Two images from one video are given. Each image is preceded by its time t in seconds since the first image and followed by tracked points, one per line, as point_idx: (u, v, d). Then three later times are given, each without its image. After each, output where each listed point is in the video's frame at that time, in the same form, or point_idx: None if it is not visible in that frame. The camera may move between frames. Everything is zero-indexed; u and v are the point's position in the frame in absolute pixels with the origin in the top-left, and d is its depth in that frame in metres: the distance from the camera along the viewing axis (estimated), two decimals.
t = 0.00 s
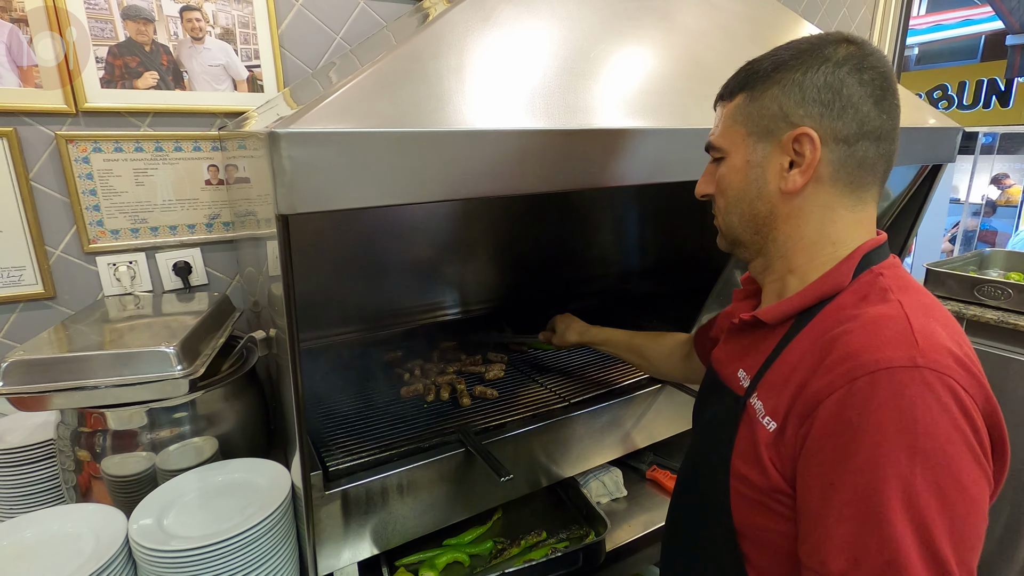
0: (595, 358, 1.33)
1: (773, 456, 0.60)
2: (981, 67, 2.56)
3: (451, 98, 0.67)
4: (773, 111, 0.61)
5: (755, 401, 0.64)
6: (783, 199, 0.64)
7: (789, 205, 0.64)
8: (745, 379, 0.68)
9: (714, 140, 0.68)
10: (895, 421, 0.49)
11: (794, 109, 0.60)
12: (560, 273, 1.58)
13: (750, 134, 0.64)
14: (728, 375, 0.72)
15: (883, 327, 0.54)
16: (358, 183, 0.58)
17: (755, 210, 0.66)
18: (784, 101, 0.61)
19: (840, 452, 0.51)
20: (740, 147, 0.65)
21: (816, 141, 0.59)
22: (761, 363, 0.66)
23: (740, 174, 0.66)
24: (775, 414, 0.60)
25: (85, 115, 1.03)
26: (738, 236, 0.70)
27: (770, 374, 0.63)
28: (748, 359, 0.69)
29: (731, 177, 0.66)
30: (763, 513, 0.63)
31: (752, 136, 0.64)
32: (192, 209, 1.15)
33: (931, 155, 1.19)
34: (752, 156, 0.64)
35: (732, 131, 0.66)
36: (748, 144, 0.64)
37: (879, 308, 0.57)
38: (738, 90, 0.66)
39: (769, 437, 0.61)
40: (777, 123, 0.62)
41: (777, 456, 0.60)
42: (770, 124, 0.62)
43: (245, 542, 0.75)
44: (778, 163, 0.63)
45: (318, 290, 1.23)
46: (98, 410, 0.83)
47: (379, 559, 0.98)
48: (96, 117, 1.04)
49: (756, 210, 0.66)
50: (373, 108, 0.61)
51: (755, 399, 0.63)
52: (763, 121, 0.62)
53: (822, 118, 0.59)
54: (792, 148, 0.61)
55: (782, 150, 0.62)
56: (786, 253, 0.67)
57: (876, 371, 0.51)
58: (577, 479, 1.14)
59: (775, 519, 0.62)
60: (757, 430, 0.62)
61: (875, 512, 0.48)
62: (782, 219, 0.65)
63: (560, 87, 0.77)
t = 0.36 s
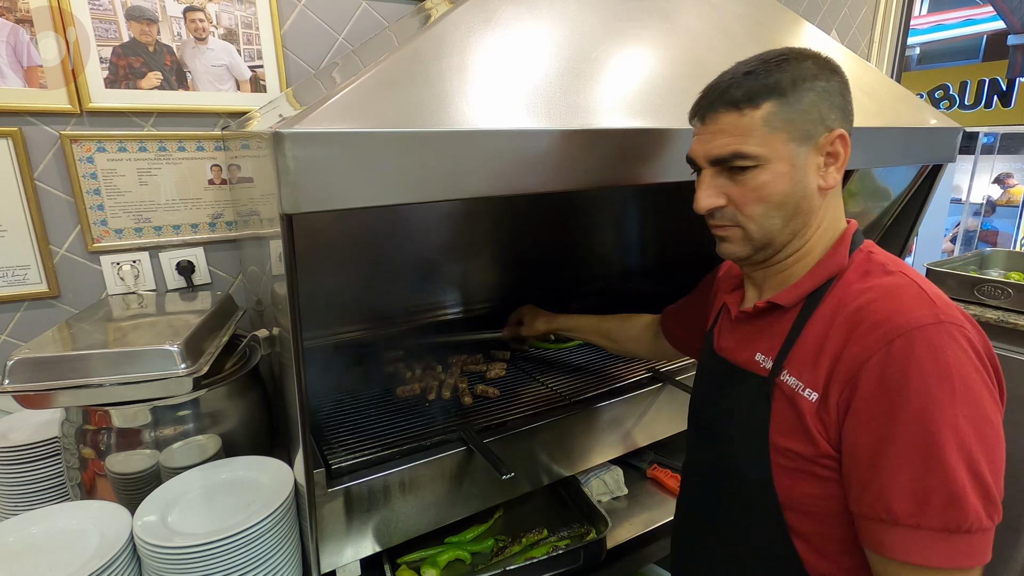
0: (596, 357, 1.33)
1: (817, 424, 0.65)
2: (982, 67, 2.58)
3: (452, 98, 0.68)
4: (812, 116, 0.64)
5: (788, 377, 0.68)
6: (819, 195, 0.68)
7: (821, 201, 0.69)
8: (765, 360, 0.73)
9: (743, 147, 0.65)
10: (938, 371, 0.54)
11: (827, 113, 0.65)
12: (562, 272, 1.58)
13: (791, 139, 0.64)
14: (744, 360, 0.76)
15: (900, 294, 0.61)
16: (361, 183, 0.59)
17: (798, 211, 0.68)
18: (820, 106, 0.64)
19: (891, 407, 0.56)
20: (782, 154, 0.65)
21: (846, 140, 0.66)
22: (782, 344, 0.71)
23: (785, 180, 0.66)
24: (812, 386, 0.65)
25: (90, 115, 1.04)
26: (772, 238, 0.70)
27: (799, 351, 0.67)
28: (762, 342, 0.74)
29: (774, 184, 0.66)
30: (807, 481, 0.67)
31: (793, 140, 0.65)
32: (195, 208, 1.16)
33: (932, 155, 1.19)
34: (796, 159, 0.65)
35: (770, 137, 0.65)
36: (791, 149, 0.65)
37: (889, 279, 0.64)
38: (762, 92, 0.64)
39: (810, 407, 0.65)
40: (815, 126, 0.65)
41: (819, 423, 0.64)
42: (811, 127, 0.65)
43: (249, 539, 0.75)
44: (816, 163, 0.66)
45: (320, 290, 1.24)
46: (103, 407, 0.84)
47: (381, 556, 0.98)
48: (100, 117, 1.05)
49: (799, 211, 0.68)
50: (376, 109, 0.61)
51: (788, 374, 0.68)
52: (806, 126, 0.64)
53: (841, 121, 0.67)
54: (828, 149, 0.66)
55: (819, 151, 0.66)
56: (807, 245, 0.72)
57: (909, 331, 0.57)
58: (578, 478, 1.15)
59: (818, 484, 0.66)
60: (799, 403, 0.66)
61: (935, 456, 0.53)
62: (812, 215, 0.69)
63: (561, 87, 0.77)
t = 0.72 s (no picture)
0: (595, 354, 1.33)
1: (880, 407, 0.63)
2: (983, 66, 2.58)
3: (452, 93, 0.68)
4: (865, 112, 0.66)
5: (838, 363, 0.66)
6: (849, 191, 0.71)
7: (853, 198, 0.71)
8: (799, 352, 0.70)
9: (843, 139, 0.61)
10: (1005, 330, 0.56)
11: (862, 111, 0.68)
12: (562, 270, 1.58)
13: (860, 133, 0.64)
14: (775, 355, 0.72)
15: (932, 266, 0.63)
16: (360, 177, 0.59)
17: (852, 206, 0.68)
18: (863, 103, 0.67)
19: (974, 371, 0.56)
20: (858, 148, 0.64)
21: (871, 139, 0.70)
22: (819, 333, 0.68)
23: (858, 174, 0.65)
24: (872, 367, 0.63)
25: (89, 112, 1.04)
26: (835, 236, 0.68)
27: (844, 336, 0.66)
28: (791, 334, 0.71)
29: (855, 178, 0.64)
30: (872, 466, 0.65)
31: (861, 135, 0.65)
32: (195, 205, 1.16)
33: (932, 152, 1.19)
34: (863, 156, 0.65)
35: (859, 131, 0.63)
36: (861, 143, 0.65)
37: (914, 255, 0.66)
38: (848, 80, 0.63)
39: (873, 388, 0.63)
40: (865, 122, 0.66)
41: (885, 404, 0.63)
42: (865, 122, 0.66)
43: (248, 535, 0.75)
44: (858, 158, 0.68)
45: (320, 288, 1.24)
46: (102, 404, 0.84)
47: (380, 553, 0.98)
48: (100, 114, 1.05)
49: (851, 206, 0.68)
50: (374, 103, 0.61)
51: (838, 362, 0.66)
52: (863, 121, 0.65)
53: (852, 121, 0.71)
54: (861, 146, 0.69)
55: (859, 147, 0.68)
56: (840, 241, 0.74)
57: (963, 298, 0.59)
58: (577, 475, 1.15)
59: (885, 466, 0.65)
60: (858, 389, 0.64)
61: None
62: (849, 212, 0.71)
63: (561, 83, 0.77)
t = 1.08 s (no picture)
0: (592, 353, 1.34)
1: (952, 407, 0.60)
2: (982, 66, 2.56)
3: (446, 95, 0.68)
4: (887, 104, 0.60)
5: (896, 366, 0.63)
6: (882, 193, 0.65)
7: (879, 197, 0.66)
8: (847, 357, 0.67)
9: (835, 141, 0.58)
10: None
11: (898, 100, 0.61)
12: (559, 270, 1.59)
13: (872, 131, 0.59)
14: (815, 360, 0.69)
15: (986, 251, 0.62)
16: (355, 178, 0.59)
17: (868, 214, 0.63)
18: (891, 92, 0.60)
19: None
20: (867, 150, 0.59)
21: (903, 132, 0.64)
22: (870, 335, 0.65)
23: (866, 180, 0.60)
24: (942, 367, 0.61)
25: (88, 113, 1.04)
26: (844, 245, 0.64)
27: (902, 336, 0.63)
28: (834, 339, 0.68)
29: (862, 183, 0.60)
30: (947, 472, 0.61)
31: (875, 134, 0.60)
32: (193, 206, 1.16)
33: (925, 153, 1.20)
34: (877, 156, 0.60)
35: (863, 132, 0.59)
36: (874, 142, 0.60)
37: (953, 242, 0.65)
38: (852, 74, 0.58)
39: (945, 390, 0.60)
40: (887, 116, 0.60)
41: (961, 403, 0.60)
42: (885, 116, 0.60)
43: (244, 533, 0.76)
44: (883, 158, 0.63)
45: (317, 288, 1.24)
46: (100, 402, 0.85)
47: (377, 551, 0.99)
48: (99, 115, 1.05)
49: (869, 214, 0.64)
50: (369, 105, 0.62)
51: (897, 364, 0.63)
52: (881, 116, 0.60)
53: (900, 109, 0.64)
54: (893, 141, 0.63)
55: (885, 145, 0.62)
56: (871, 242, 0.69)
57: None
58: (572, 474, 1.15)
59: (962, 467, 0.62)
60: (927, 390, 0.61)
61: None
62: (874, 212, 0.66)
63: (555, 84, 0.78)
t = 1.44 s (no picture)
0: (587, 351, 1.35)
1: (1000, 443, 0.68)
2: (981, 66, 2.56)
3: (439, 96, 0.70)
4: (801, 145, 0.66)
5: (939, 404, 0.70)
6: (823, 226, 0.70)
7: (831, 227, 0.71)
8: (883, 391, 0.73)
9: (727, 175, 0.73)
10: None
11: (825, 141, 0.65)
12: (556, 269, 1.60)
13: (777, 169, 0.69)
14: (849, 390, 0.75)
15: None
16: (350, 178, 0.61)
17: (794, 238, 0.72)
18: (811, 134, 0.65)
19: None
20: (767, 184, 0.70)
21: (854, 171, 0.65)
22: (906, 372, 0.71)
23: (771, 209, 0.71)
24: (988, 411, 0.68)
25: (90, 114, 1.06)
26: (773, 261, 0.76)
27: (947, 376, 0.69)
28: (873, 372, 0.74)
29: (762, 212, 0.72)
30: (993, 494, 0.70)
31: (780, 170, 0.68)
32: (193, 206, 1.18)
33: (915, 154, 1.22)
34: (786, 192, 0.69)
35: (756, 168, 0.70)
36: (776, 178, 0.69)
37: (1010, 272, 0.68)
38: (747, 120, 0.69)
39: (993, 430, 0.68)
40: (807, 154, 0.66)
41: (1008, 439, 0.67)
42: (801, 156, 0.67)
43: (244, 525, 0.77)
44: (814, 192, 0.69)
45: (316, 286, 1.26)
46: (102, 398, 0.86)
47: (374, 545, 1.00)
48: (101, 116, 1.07)
49: (796, 239, 0.72)
50: (364, 107, 0.64)
51: (940, 403, 0.70)
52: (792, 154, 0.67)
53: (856, 144, 0.66)
54: (829, 178, 0.67)
55: (817, 180, 0.68)
56: (836, 267, 0.74)
57: None
58: (567, 470, 1.17)
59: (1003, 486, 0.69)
60: (974, 428, 0.68)
61: None
62: (823, 239, 0.72)
63: (547, 86, 0.80)
